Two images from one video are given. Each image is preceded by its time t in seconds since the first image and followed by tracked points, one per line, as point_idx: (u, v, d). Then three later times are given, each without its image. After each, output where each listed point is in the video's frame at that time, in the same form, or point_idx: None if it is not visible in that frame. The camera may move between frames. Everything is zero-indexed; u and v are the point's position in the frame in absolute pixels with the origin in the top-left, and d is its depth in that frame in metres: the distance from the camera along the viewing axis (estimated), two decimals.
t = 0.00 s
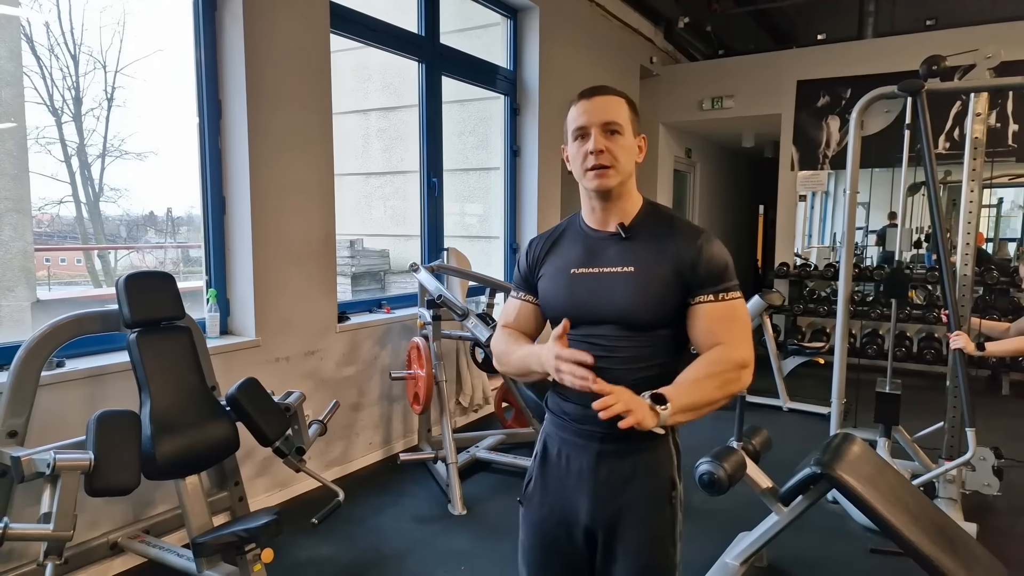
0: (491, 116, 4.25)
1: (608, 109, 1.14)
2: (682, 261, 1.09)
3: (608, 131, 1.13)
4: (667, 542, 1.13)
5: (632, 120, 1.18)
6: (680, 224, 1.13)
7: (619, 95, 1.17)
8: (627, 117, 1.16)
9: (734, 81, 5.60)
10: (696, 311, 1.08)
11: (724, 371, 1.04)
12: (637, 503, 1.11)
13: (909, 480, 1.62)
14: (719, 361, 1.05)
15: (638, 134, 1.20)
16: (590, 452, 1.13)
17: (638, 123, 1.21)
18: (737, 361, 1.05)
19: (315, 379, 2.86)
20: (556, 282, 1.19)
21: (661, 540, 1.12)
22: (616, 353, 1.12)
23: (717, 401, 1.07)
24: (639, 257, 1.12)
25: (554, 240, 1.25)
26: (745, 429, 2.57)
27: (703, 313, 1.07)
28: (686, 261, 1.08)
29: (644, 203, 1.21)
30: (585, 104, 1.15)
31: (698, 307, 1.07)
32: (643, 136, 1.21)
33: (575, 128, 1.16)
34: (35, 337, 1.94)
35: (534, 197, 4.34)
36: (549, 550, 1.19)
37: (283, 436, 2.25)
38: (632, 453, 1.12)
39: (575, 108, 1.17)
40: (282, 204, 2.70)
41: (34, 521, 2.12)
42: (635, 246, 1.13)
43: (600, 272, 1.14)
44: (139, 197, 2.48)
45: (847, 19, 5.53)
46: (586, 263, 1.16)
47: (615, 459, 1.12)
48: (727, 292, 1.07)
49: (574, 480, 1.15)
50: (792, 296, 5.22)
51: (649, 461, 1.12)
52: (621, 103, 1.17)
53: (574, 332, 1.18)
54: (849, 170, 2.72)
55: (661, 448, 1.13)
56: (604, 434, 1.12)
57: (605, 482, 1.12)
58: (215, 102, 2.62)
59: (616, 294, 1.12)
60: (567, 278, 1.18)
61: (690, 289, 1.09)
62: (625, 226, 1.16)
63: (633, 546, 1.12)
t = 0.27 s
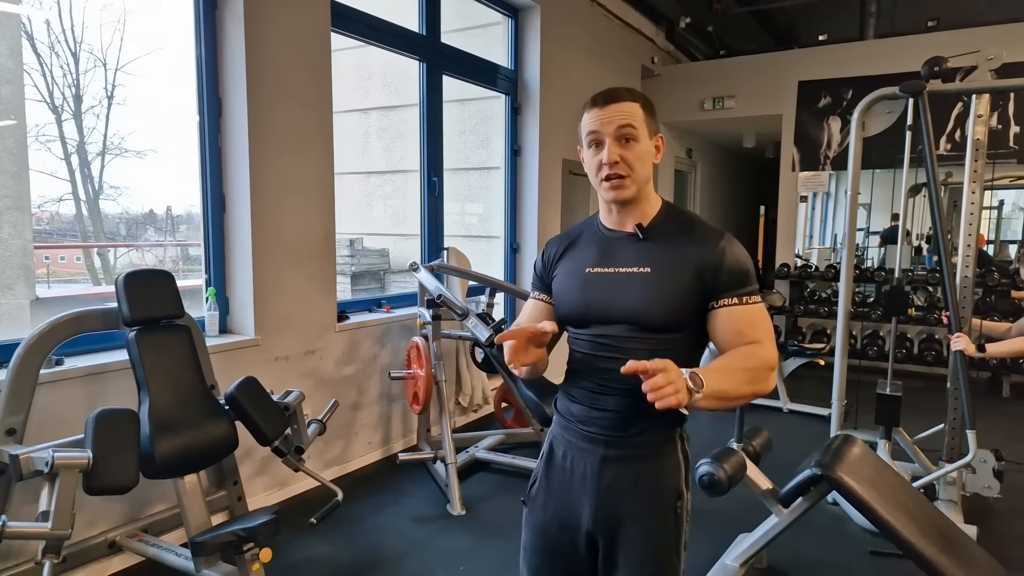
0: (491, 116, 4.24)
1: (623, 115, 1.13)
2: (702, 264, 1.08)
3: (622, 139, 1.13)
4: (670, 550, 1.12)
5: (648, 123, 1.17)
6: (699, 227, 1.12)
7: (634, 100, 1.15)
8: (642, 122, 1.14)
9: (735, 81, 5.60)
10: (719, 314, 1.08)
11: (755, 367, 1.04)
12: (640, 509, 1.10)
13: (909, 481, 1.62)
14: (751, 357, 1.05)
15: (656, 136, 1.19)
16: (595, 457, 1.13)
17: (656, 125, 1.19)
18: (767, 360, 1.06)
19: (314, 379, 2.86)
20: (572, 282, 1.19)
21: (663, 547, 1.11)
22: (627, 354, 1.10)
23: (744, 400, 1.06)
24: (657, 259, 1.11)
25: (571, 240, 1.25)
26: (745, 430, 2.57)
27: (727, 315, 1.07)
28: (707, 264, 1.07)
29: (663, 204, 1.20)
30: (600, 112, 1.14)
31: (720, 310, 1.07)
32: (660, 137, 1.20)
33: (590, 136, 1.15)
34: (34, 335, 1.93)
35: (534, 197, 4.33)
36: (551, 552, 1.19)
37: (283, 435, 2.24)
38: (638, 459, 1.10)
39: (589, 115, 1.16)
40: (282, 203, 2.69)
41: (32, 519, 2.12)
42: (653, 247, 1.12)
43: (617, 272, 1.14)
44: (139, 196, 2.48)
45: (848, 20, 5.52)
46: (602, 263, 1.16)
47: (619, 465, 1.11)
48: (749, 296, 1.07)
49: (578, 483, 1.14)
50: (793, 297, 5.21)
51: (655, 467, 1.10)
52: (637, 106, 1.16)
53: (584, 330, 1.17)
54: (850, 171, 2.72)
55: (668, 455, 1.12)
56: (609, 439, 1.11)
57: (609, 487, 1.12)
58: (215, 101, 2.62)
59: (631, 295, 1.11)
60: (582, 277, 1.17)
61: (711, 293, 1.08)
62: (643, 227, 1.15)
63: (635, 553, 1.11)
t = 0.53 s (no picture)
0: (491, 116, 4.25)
1: (631, 120, 1.12)
2: (717, 270, 1.08)
3: (630, 143, 1.12)
4: (675, 553, 1.12)
5: (657, 123, 1.15)
6: (714, 233, 1.13)
7: (642, 101, 1.14)
8: (651, 123, 1.13)
9: (735, 82, 5.60)
10: (731, 320, 1.08)
11: (761, 379, 1.05)
12: (647, 512, 1.10)
13: (910, 482, 1.61)
14: (758, 369, 1.05)
15: (666, 135, 1.17)
16: (604, 458, 1.12)
17: (667, 123, 1.17)
18: (774, 373, 1.06)
19: (314, 379, 2.86)
20: (583, 283, 1.19)
21: (669, 551, 1.11)
22: (637, 356, 1.10)
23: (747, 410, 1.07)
24: (670, 263, 1.11)
25: (584, 240, 1.25)
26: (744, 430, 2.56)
27: (739, 322, 1.08)
28: (722, 271, 1.08)
29: (678, 205, 1.20)
30: (607, 115, 1.13)
31: (731, 317, 1.08)
32: (671, 135, 1.18)
33: (598, 139, 1.15)
34: (36, 334, 1.93)
35: (533, 197, 4.33)
36: (555, 554, 1.18)
37: (283, 436, 2.24)
38: (647, 461, 1.10)
39: (598, 118, 1.15)
40: (282, 203, 2.69)
41: (32, 519, 2.12)
42: (667, 252, 1.12)
43: (630, 275, 1.13)
44: (139, 196, 2.48)
45: (848, 20, 5.52)
46: (615, 265, 1.15)
47: (628, 467, 1.10)
48: (762, 305, 1.08)
49: (585, 485, 1.14)
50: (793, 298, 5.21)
51: (664, 470, 1.10)
52: (645, 107, 1.14)
53: (594, 332, 1.17)
54: (850, 170, 2.71)
55: (677, 458, 1.12)
56: (620, 441, 1.11)
57: (617, 490, 1.11)
58: (215, 101, 2.62)
59: (644, 299, 1.10)
60: (594, 279, 1.17)
61: (723, 300, 1.09)
62: (657, 231, 1.15)
63: (641, 556, 1.11)
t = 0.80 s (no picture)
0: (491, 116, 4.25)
1: (623, 120, 1.12)
2: (719, 270, 1.08)
3: (622, 144, 1.12)
4: (673, 552, 1.12)
5: (651, 124, 1.14)
6: (715, 233, 1.12)
7: (635, 101, 1.14)
8: (644, 123, 1.13)
9: (735, 81, 5.59)
10: (731, 319, 1.08)
11: (762, 377, 1.05)
12: (646, 511, 1.10)
13: (910, 482, 1.61)
14: (760, 366, 1.05)
15: (662, 134, 1.17)
16: (603, 457, 1.12)
17: (662, 121, 1.17)
18: (776, 371, 1.06)
19: (314, 379, 2.86)
20: (583, 282, 1.18)
21: (668, 550, 1.11)
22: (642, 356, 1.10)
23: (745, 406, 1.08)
24: (673, 263, 1.10)
25: (584, 239, 1.24)
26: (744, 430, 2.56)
27: (739, 320, 1.08)
28: (724, 271, 1.08)
29: (676, 206, 1.20)
30: (601, 116, 1.14)
31: (730, 316, 1.08)
32: (666, 135, 1.18)
33: (592, 140, 1.16)
34: (36, 335, 1.93)
35: (533, 197, 4.33)
36: (552, 552, 1.18)
37: (282, 436, 2.24)
38: (646, 461, 1.10)
39: (592, 119, 1.16)
40: (282, 204, 2.69)
41: (32, 520, 2.12)
42: (669, 251, 1.12)
43: (632, 274, 1.13)
44: (139, 197, 2.48)
45: (848, 19, 5.51)
46: (617, 265, 1.15)
47: (627, 466, 1.10)
48: (761, 303, 1.08)
49: (583, 482, 1.14)
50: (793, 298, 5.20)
51: (663, 469, 1.10)
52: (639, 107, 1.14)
53: (596, 331, 1.16)
54: (850, 170, 2.71)
55: (676, 456, 1.12)
56: (619, 440, 1.11)
57: (615, 488, 1.11)
58: (215, 102, 2.62)
59: (646, 298, 1.10)
60: (595, 278, 1.16)
61: (725, 300, 1.09)
62: (657, 231, 1.15)
63: (638, 554, 1.11)
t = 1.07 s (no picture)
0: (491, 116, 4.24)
1: (615, 113, 1.14)
2: (697, 266, 1.10)
3: (612, 135, 1.13)
4: (658, 547, 1.12)
5: (640, 123, 1.17)
6: (694, 233, 1.13)
7: (628, 98, 1.16)
8: (634, 119, 1.15)
9: (736, 82, 5.58)
10: (710, 313, 1.09)
11: (742, 364, 1.06)
12: (630, 506, 1.10)
13: (909, 484, 1.61)
14: (741, 353, 1.06)
15: (649, 135, 1.19)
16: (586, 455, 1.12)
17: (650, 122, 1.19)
18: (754, 359, 1.08)
19: (314, 378, 2.86)
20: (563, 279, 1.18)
21: (653, 544, 1.11)
22: (623, 352, 1.09)
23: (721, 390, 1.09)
24: (652, 259, 1.11)
25: (563, 238, 1.25)
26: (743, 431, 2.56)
27: (716, 315, 1.09)
28: (702, 267, 1.09)
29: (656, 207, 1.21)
30: (594, 108, 1.15)
31: (709, 310, 1.10)
32: (654, 138, 1.20)
33: (582, 131, 1.16)
34: (36, 333, 1.93)
35: (534, 196, 4.33)
36: (539, 551, 1.18)
37: (282, 435, 2.24)
38: (629, 458, 1.10)
39: (584, 112, 1.17)
40: (282, 202, 2.69)
41: (32, 518, 2.12)
42: (649, 248, 1.13)
43: (613, 271, 1.13)
44: (139, 195, 2.48)
45: (850, 20, 5.50)
46: (598, 261, 1.15)
47: (611, 462, 1.10)
48: (737, 298, 1.09)
49: (568, 481, 1.14)
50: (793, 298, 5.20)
51: (646, 465, 1.10)
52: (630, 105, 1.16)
53: (577, 328, 1.15)
54: (851, 172, 2.70)
55: (659, 452, 1.12)
56: (601, 437, 1.11)
57: (599, 485, 1.11)
58: (216, 101, 2.62)
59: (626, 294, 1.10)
60: (575, 275, 1.16)
61: (703, 295, 1.11)
62: (637, 228, 1.15)
63: (625, 549, 1.11)
